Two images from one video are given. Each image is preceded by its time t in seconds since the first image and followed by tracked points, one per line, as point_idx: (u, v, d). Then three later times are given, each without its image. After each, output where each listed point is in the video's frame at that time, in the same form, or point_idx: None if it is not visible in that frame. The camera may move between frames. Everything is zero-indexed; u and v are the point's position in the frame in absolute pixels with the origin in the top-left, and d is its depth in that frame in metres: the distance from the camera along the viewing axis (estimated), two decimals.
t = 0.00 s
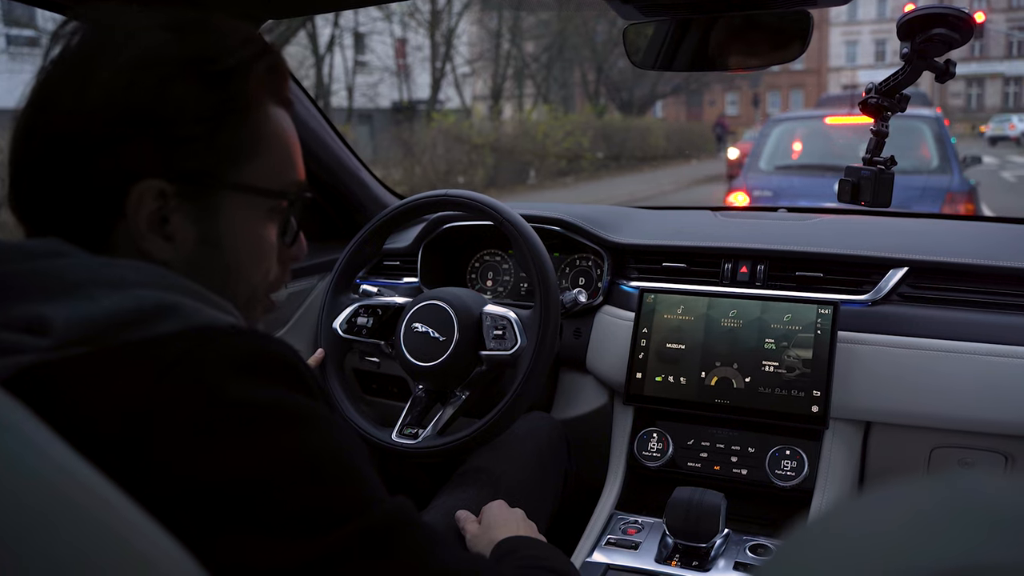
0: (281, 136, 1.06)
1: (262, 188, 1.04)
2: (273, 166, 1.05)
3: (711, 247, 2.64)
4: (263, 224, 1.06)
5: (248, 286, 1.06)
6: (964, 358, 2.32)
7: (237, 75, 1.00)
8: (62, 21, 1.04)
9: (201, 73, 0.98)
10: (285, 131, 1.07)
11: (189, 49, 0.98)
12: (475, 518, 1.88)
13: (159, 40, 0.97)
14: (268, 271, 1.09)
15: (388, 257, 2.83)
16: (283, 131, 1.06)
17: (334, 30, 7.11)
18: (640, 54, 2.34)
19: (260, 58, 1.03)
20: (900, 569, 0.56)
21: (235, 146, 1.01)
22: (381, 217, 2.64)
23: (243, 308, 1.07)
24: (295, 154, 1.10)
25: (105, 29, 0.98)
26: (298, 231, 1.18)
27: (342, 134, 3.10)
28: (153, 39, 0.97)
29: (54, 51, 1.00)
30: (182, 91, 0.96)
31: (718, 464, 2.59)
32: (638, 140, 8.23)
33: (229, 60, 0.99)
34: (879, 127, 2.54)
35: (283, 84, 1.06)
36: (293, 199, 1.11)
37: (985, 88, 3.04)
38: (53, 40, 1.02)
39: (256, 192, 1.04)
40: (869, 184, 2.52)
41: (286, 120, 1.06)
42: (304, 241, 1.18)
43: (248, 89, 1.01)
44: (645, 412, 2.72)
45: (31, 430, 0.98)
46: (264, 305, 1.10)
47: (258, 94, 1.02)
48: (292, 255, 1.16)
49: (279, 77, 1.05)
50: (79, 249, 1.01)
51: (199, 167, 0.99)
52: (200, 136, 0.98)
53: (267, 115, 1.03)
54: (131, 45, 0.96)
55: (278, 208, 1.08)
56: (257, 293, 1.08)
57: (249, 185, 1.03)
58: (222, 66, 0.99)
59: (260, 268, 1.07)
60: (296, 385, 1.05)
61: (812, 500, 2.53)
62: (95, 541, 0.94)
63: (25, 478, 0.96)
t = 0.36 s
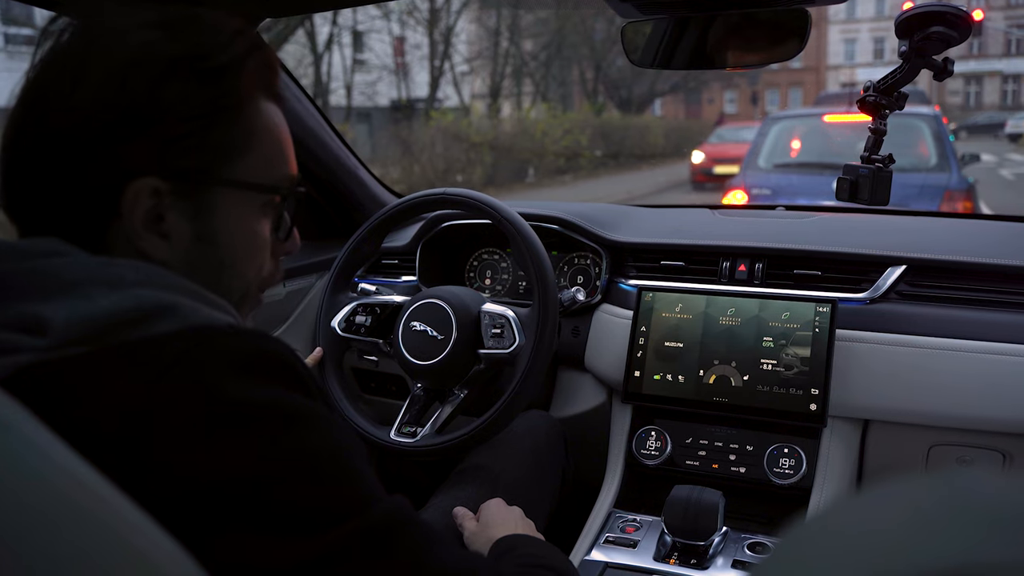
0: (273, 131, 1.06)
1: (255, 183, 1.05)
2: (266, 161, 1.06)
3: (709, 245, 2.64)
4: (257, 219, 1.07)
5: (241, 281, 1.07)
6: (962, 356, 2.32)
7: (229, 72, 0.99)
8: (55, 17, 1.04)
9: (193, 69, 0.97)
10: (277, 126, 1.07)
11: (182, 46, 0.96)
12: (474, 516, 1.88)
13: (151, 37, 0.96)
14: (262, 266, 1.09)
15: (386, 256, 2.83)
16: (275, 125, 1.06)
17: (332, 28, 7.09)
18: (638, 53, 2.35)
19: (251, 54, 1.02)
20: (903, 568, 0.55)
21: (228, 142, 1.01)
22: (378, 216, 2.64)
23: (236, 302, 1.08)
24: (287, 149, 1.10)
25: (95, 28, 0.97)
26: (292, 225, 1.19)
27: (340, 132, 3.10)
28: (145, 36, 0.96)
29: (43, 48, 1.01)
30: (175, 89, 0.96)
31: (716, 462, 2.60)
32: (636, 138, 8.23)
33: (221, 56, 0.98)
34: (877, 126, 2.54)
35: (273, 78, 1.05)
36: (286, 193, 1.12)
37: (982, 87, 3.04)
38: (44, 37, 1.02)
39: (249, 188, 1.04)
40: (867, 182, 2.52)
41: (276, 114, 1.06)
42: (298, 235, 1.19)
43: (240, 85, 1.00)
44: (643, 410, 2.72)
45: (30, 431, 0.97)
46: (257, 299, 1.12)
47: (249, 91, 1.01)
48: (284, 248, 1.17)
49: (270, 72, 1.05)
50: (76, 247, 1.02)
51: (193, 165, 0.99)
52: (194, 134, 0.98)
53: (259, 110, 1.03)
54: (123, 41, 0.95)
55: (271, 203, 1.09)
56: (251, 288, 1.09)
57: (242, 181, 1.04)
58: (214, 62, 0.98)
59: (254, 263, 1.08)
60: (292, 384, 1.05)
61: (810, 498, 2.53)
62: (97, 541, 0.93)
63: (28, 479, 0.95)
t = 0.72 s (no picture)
0: (280, 132, 1.06)
1: (258, 184, 1.04)
2: (270, 161, 1.05)
3: (708, 244, 2.64)
4: (260, 220, 1.06)
5: (244, 281, 1.06)
6: (961, 355, 2.32)
7: (231, 71, 0.99)
8: (56, 16, 1.04)
9: (192, 68, 0.97)
10: (283, 127, 1.06)
11: (183, 44, 0.97)
12: (473, 514, 1.88)
13: (152, 35, 0.96)
14: (266, 267, 1.08)
15: (385, 255, 2.83)
16: (282, 126, 1.05)
17: (331, 28, 7.08)
18: (637, 51, 2.36)
19: (256, 54, 1.01)
20: (903, 565, 0.55)
21: (230, 140, 1.00)
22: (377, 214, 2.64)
23: (241, 304, 1.07)
24: (293, 150, 1.09)
25: (96, 27, 0.97)
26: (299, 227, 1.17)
27: (338, 131, 3.10)
28: (147, 34, 0.96)
29: (50, 46, 1.01)
30: (176, 86, 0.96)
31: (715, 461, 2.60)
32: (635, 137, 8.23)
33: (224, 55, 0.98)
34: (875, 124, 2.54)
35: (283, 81, 1.06)
36: (291, 195, 1.10)
37: (982, 84, 3.03)
38: (49, 36, 1.02)
39: (254, 188, 1.04)
40: (866, 180, 2.52)
41: (284, 115, 1.06)
42: (305, 236, 1.18)
43: (244, 85, 1.00)
44: (642, 409, 2.73)
45: (26, 428, 0.97)
46: (261, 302, 1.10)
47: (255, 89, 1.01)
48: (292, 250, 1.15)
49: (277, 73, 1.04)
50: (75, 245, 1.01)
51: (193, 163, 0.99)
52: (194, 132, 0.98)
53: (264, 111, 1.02)
54: (124, 40, 0.96)
55: (275, 204, 1.08)
56: (256, 291, 1.08)
57: (245, 181, 1.03)
58: (217, 61, 0.98)
59: (257, 263, 1.07)
60: (293, 383, 1.05)
61: (809, 496, 2.54)
62: (96, 541, 0.93)
63: (26, 477, 0.94)
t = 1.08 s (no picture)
0: (272, 127, 1.06)
1: (254, 179, 1.05)
2: (265, 156, 1.05)
3: (707, 242, 2.64)
4: (256, 215, 1.06)
5: (241, 278, 1.06)
6: (961, 352, 2.32)
7: (225, 67, 0.99)
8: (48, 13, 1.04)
9: (187, 65, 0.97)
10: (276, 122, 1.07)
11: (178, 41, 0.97)
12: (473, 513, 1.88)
13: (146, 32, 0.96)
14: (263, 262, 1.08)
15: (385, 253, 2.83)
16: (275, 122, 1.06)
17: (330, 27, 7.09)
18: (636, 49, 2.35)
19: (249, 50, 1.02)
20: (905, 564, 0.55)
21: (225, 136, 1.01)
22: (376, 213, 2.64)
23: (237, 299, 1.07)
24: (286, 145, 1.09)
25: (90, 24, 0.97)
26: (292, 221, 1.17)
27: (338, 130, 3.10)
28: (141, 31, 0.96)
29: (37, 47, 1.00)
30: (171, 84, 0.96)
31: (715, 459, 2.60)
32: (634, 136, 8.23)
33: (217, 51, 0.99)
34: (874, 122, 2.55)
35: (273, 74, 1.05)
36: (286, 190, 1.11)
37: (980, 82, 3.03)
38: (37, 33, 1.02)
39: (249, 183, 1.04)
40: (865, 178, 2.51)
41: (275, 110, 1.06)
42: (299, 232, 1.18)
43: (238, 81, 1.00)
44: (642, 407, 2.73)
45: (27, 428, 0.97)
46: (258, 298, 1.10)
47: (247, 85, 1.01)
48: (286, 245, 1.16)
49: (269, 67, 1.05)
50: (73, 245, 1.01)
51: (189, 161, 0.99)
52: (190, 129, 0.98)
53: (257, 106, 1.03)
54: (117, 37, 0.96)
55: (271, 199, 1.08)
56: (251, 286, 1.08)
57: (241, 177, 1.03)
58: (211, 57, 0.98)
59: (254, 258, 1.07)
60: (290, 382, 1.05)
61: (809, 494, 2.54)
62: (96, 541, 0.93)
63: (26, 476, 0.94)
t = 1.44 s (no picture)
0: (261, 121, 1.06)
1: (243, 173, 1.04)
2: (252, 150, 1.05)
3: (706, 240, 2.64)
4: (246, 209, 1.06)
5: (234, 273, 1.06)
6: (959, 351, 2.33)
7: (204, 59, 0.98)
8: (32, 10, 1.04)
9: (166, 58, 0.96)
10: (265, 115, 1.06)
11: (157, 33, 0.96)
12: (471, 511, 1.88)
13: (125, 25, 0.95)
14: (255, 257, 1.08)
15: (384, 252, 2.83)
16: (262, 115, 1.05)
17: (328, 26, 7.09)
18: (635, 48, 2.35)
19: (228, 40, 1.01)
20: (906, 562, 0.55)
21: (212, 130, 1.00)
22: (375, 211, 2.64)
23: (230, 297, 1.07)
24: (275, 137, 1.09)
25: (75, 19, 0.96)
26: (289, 214, 1.18)
27: (336, 129, 3.11)
28: (119, 24, 0.95)
29: (15, 48, 1.01)
30: (150, 78, 0.95)
31: (714, 457, 2.60)
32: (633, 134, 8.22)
33: (196, 43, 0.97)
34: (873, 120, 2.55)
35: (257, 64, 1.05)
36: (277, 182, 1.11)
37: (979, 81, 3.03)
38: (20, 31, 1.02)
39: (236, 177, 1.04)
40: (864, 176, 2.51)
41: (265, 103, 1.06)
42: (294, 223, 1.18)
43: (217, 69, 0.99)
44: (641, 405, 2.73)
45: (28, 428, 0.97)
46: (252, 293, 1.10)
47: (227, 76, 1.00)
48: (280, 238, 1.16)
49: (249, 57, 1.04)
50: (65, 246, 1.02)
51: (172, 158, 0.98)
52: (174, 124, 0.98)
53: (241, 98, 1.02)
54: (95, 34, 0.95)
55: (261, 192, 1.08)
56: (244, 282, 1.08)
57: (228, 171, 1.03)
58: (188, 50, 0.97)
59: (245, 253, 1.07)
60: (283, 381, 1.05)
61: (808, 492, 2.54)
62: (97, 542, 0.93)
63: (25, 476, 0.94)
